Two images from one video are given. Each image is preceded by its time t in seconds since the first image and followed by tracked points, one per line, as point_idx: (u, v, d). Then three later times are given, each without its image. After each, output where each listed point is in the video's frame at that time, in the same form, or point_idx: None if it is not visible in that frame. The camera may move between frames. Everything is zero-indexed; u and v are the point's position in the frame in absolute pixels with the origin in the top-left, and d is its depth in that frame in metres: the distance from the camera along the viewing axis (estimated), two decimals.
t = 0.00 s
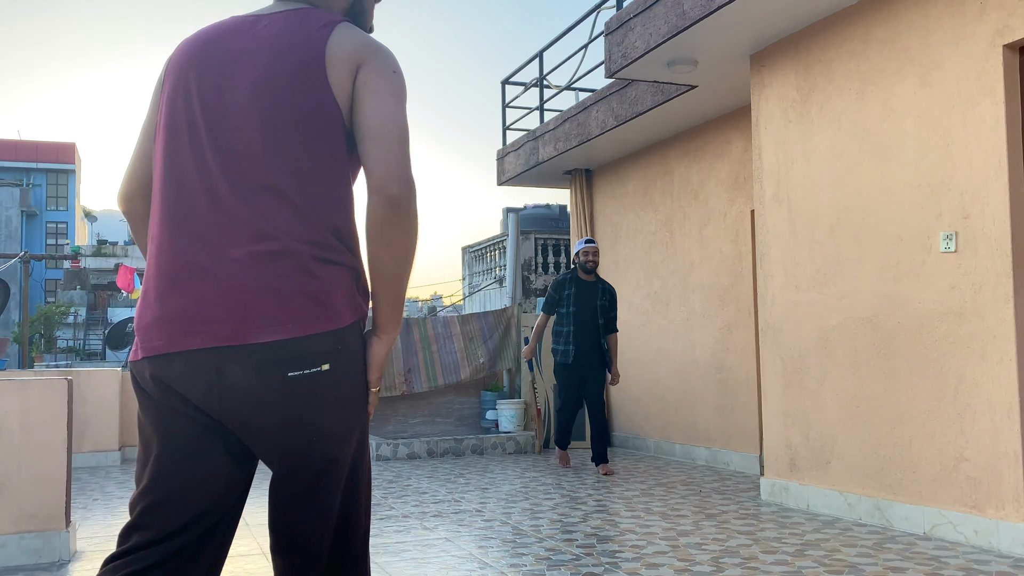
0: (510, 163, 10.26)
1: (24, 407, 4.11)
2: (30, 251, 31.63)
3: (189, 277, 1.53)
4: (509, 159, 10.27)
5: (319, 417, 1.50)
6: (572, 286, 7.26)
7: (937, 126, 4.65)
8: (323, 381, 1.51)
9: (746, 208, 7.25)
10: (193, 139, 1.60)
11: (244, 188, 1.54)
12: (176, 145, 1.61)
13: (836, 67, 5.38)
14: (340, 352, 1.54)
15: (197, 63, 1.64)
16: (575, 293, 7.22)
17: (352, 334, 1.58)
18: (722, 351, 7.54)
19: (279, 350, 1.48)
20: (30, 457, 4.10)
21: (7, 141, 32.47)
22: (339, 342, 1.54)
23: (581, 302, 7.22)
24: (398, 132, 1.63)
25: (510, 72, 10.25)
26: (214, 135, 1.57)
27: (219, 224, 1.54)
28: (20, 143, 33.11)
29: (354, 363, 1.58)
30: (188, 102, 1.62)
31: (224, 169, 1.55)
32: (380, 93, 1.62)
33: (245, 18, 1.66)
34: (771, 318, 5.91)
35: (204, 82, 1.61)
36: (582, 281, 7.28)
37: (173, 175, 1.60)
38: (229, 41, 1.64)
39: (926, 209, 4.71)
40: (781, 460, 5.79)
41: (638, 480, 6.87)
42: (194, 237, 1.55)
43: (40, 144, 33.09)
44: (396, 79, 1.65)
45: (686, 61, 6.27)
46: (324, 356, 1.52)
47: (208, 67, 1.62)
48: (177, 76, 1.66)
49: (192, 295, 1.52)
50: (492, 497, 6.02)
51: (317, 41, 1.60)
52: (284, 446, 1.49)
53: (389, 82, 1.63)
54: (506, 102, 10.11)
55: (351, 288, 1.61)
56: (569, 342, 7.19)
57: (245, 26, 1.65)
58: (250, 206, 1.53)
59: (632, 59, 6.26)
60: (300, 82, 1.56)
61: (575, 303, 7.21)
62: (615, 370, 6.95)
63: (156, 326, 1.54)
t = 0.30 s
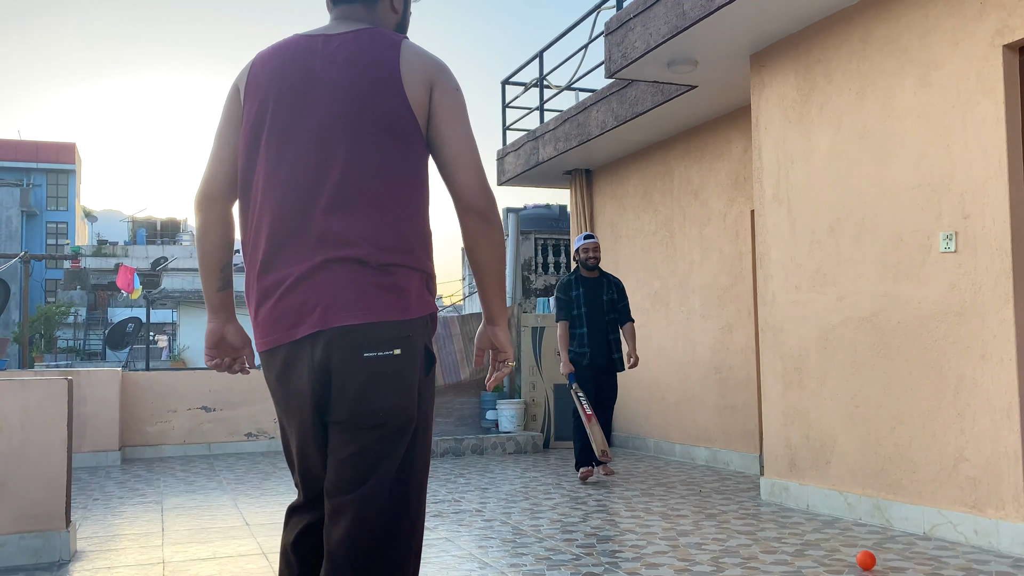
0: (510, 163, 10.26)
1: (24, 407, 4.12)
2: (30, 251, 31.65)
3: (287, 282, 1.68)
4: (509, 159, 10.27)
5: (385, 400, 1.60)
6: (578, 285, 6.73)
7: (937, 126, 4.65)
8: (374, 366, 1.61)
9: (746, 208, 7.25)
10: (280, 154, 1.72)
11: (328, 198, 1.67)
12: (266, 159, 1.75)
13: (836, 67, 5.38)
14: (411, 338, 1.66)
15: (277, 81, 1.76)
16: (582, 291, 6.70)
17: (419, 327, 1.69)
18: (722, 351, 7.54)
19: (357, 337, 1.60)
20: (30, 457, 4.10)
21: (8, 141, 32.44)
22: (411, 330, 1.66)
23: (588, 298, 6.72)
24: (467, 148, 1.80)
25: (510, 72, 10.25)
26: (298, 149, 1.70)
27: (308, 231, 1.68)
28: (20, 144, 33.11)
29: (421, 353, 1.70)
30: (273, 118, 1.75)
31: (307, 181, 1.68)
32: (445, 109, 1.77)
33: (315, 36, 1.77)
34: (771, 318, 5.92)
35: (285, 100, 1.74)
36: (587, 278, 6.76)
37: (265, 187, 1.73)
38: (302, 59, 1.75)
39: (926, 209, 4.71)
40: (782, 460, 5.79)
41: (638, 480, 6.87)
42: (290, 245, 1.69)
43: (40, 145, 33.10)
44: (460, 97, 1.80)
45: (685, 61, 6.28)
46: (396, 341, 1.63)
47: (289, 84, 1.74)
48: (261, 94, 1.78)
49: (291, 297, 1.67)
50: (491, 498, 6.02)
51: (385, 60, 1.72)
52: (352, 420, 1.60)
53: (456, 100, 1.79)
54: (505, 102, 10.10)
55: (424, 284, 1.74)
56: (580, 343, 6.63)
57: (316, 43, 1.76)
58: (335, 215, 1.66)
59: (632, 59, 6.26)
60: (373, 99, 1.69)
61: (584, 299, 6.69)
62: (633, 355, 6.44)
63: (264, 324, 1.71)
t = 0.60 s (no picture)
0: (511, 163, 10.26)
1: (25, 407, 4.12)
2: (30, 251, 31.65)
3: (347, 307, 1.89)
4: (509, 160, 10.27)
5: (433, 405, 1.80)
6: (582, 283, 6.42)
7: (937, 127, 4.65)
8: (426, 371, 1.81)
9: (746, 208, 7.25)
10: (334, 192, 1.92)
11: (377, 229, 1.86)
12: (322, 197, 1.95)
13: (836, 67, 5.39)
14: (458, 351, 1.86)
15: (326, 126, 1.95)
16: (586, 290, 6.40)
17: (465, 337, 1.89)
18: (722, 351, 7.54)
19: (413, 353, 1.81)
20: (30, 457, 4.11)
21: (8, 141, 32.39)
22: (454, 345, 1.85)
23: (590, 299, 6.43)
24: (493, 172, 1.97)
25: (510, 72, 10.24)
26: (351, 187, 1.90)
27: (363, 262, 1.87)
28: (20, 144, 33.10)
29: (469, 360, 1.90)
30: (325, 160, 1.95)
31: (358, 214, 1.88)
32: (474, 140, 1.94)
33: (353, 82, 1.95)
34: (771, 318, 5.92)
35: (334, 143, 1.93)
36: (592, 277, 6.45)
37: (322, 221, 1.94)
38: (344, 105, 1.93)
39: (926, 209, 4.71)
40: (782, 460, 5.79)
41: (638, 480, 6.87)
42: (345, 270, 1.90)
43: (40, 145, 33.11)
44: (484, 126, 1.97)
45: (686, 61, 6.28)
46: (444, 355, 1.83)
47: (336, 128, 1.93)
48: (312, 137, 1.98)
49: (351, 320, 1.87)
50: (491, 497, 6.02)
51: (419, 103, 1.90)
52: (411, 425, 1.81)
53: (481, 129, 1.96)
54: (505, 102, 10.10)
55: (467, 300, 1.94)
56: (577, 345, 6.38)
57: (355, 87, 1.94)
58: (383, 241, 1.86)
59: (632, 59, 6.26)
60: (413, 139, 1.88)
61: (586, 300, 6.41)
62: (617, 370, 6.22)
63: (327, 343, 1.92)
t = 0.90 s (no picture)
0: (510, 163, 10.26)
1: (24, 407, 4.12)
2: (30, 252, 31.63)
3: (394, 302, 2.03)
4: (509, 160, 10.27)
5: (481, 390, 2.04)
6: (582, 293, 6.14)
7: (937, 127, 4.65)
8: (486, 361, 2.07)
9: (746, 208, 7.24)
10: (382, 195, 2.05)
11: (429, 234, 2.03)
12: (365, 200, 2.06)
13: (835, 67, 5.39)
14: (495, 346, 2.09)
15: (369, 136, 2.08)
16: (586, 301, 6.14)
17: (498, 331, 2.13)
18: (722, 351, 7.54)
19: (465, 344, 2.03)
20: (30, 457, 4.11)
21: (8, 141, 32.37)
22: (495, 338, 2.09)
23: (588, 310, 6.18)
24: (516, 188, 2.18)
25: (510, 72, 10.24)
26: (400, 192, 2.04)
27: (413, 259, 2.02)
28: (20, 143, 33.06)
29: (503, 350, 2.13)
30: (369, 166, 2.07)
31: (410, 220, 2.03)
32: (502, 156, 2.16)
33: (393, 98, 2.11)
34: (771, 318, 5.92)
35: (380, 151, 2.06)
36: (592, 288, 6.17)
37: (367, 222, 2.05)
38: (391, 120, 2.07)
39: (926, 209, 4.71)
40: (781, 460, 5.79)
41: (638, 480, 6.87)
42: (396, 271, 2.03)
43: (40, 145, 33.09)
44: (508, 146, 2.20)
45: (685, 61, 6.27)
46: (487, 348, 2.07)
47: (381, 139, 2.07)
48: (351, 146, 2.09)
49: (400, 313, 2.02)
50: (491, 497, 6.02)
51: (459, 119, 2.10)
52: (463, 410, 2.03)
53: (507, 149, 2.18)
54: (505, 102, 10.10)
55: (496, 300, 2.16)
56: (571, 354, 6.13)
57: (397, 103, 2.10)
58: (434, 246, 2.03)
59: (632, 59, 6.26)
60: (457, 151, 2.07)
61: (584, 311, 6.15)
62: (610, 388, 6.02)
63: (369, 337, 2.04)
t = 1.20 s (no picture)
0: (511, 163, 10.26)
1: (24, 407, 4.12)
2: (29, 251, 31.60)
3: (461, 299, 2.19)
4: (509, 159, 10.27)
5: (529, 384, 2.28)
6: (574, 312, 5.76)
7: (937, 127, 4.65)
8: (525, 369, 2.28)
9: (746, 208, 7.24)
10: (461, 203, 2.21)
11: (495, 241, 2.24)
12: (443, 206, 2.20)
13: (835, 67, 5.39)
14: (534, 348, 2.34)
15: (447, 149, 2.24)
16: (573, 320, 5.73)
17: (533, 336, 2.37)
18: (722, 351, 7.54)
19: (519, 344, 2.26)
20: (29, 457, 4.11)
21: (8, 141, 32.34)
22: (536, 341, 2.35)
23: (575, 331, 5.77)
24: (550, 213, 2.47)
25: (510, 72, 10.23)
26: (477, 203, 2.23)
27: (484, 264, 2.22)
28: (20, 143, 33.02)
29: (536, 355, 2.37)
30: (447, 175, 2.22)
31: (480, 225, 2.22)
32: (543, 184, 2.44)
33: (463, 118, 2.30)
34: (771, 318, 5.92)
35: (457, 164, 2.23)
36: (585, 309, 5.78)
37: (443, 226, 2.20)
38: (464, 135, 2.27)
39: (926, 209, 4.71)
40: (781, 460, 5.79)
41: (639, 480, 6.87)
42: (465, 271, 2.20)
43: (40, 145, 33.05)
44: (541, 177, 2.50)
45: (686, 61, 6.27)
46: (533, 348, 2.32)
47: (457, 154, 2.24)
48: (426, 155, 2.23)
49: (469, 313, 2.19)
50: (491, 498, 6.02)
51: (519, 147, 2.36)
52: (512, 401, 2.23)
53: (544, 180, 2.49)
54: (505, 102, 10.09)
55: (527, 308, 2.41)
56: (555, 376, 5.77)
57: (467, 124, 2.30)
58: (498, 252, 2.24)
59: (633, 59, 6.26)
60: (518, 175, 2.33)
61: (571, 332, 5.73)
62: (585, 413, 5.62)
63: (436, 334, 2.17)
